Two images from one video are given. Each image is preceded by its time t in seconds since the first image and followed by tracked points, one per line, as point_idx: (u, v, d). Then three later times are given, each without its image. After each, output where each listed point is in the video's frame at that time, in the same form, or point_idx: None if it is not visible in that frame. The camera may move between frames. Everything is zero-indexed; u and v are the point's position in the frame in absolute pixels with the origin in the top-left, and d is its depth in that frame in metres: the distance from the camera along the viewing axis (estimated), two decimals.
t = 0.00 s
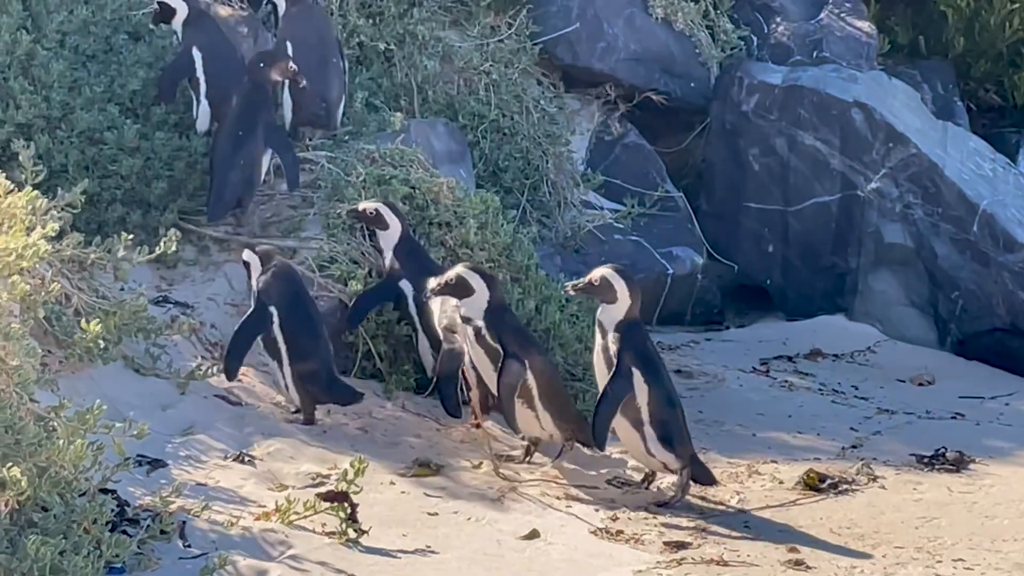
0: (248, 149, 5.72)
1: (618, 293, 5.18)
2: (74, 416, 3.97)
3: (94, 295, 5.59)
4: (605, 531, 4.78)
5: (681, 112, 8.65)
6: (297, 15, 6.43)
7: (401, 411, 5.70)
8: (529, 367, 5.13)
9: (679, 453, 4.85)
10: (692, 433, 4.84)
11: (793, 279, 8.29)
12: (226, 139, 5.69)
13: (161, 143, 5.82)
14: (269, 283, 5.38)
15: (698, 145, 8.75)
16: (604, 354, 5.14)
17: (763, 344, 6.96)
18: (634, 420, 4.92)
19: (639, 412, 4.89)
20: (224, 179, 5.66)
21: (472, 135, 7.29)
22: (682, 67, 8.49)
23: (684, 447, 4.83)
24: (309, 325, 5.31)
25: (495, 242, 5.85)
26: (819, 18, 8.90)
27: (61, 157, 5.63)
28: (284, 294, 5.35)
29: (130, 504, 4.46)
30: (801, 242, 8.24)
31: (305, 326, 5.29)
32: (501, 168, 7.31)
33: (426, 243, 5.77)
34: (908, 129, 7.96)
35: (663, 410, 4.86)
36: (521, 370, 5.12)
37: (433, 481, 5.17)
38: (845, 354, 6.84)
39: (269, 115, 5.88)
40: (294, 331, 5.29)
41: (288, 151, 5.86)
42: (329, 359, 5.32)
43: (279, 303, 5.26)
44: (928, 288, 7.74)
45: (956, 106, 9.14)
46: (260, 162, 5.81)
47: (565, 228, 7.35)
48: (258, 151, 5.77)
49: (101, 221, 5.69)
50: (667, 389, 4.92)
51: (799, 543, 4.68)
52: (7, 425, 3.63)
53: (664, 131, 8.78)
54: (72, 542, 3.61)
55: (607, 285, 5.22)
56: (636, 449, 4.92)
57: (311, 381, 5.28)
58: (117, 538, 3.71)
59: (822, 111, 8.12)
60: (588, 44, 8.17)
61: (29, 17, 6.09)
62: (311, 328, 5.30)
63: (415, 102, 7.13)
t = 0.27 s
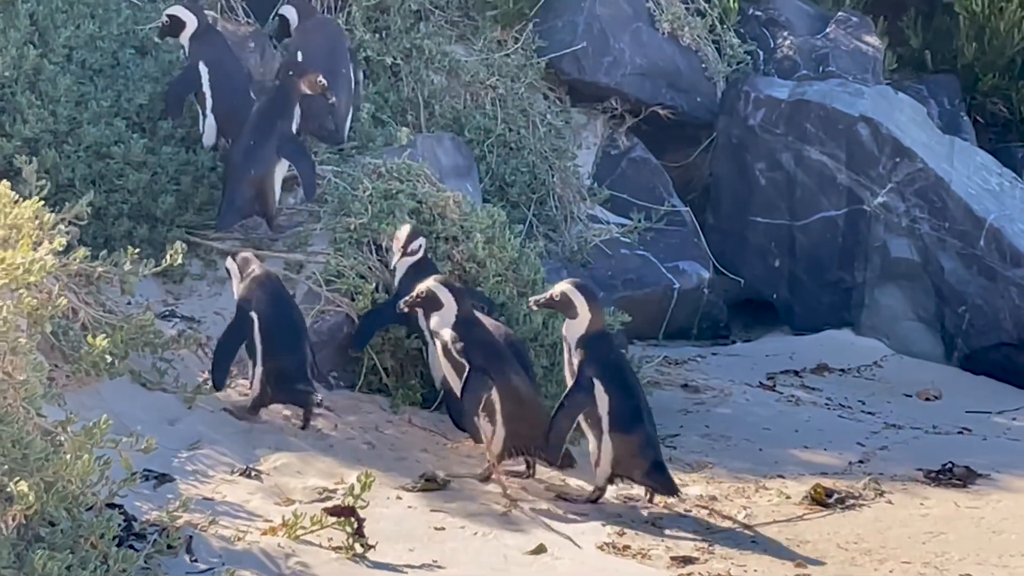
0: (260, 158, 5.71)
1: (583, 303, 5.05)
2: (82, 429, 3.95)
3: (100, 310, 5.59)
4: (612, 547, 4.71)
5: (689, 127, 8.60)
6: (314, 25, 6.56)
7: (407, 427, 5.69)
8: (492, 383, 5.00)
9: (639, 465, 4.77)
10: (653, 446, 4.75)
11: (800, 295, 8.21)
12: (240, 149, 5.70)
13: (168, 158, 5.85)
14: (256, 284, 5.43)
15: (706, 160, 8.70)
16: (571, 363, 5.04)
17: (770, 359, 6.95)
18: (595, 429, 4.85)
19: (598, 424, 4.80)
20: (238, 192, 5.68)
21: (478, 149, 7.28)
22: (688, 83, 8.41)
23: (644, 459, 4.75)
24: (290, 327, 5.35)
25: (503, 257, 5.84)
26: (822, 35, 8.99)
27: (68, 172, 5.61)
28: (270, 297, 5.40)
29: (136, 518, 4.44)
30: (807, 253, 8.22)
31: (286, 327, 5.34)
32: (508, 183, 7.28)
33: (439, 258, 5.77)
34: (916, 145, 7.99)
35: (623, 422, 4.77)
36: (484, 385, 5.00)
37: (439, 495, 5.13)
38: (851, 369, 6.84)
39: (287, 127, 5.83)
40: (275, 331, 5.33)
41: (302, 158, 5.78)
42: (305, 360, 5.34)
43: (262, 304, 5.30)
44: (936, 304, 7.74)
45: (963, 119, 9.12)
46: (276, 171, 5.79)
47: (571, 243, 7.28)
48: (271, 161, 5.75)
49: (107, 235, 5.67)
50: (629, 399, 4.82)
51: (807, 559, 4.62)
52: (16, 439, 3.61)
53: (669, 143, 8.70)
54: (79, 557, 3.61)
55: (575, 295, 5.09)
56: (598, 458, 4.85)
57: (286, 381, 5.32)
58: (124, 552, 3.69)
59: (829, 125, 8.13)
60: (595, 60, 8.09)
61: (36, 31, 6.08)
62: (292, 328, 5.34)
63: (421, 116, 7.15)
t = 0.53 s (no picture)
0: (273, 169, 5.72)
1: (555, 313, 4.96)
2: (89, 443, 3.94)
3: (108, 323, 5.60)
4: (618, 560, 4.65)
5: (696, 141, 8.65)
6: (293, 43, 6.49)
7: (414, 440, 5.67)
8: (466, 392, 4.87)
9: (627, 472, 4.70)
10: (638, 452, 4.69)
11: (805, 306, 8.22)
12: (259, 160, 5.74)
13: (176, 171, 5.87)
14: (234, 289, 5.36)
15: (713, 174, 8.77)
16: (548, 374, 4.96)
17: (776, 372, 6.96)
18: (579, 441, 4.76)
19: (582, 434, 4.72)
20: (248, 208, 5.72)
21: (485, 163, 7.29)
22: (694, 97, 8.50)
23: (631, 466, 4.68)
24: (268, 332, 5.27)
25: (510, 269, 5.86)
26: (830, 49, 8.95)
27: (76, 186, 5.62)
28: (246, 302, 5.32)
29: (143, 531, 4.43)
30: (815, 263, 8.20)
31: (263, 332, 5.26)
32: (515, 197, 7.28)
33: (454, 270, 5.77)
34: (922, 158, 7.95)
35: (607, 430, 4.69)
36: (458, 394, 4.86)
37: (446, 508, 5.10)
38: (857, 383, 6.83)
39: (304, 139, 5.84)
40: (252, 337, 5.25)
41: (315, 168, 5.76)
42: (283, 366, 5.26)
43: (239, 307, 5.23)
44: (942, 317, 7.73)
45: (970, 133, 9.10)
46: (291, 183, 5.77)
47: (578, 256, 7.34)
48: (285, 172, 5.73)
49: (115, 248, 5.68)
50: (611, 407, 4.74)
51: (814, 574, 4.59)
52: (24, 452, 3.62)
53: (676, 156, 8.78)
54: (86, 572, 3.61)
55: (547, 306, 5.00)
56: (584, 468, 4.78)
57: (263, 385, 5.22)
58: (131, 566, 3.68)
59: (836, 139, 8.11)
60: (603, 73, 8.18)
61: (44, 45, 6.12)
62: (269, 333, 5.26)
63: (429, 130, 7.17)
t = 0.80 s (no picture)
0: (283, 179, 5.76)
1: (553, 320, 4.97)
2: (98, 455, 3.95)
3: (119, 335, 5.62)
4: (628, 570, 4.60)
5: (704, 153, 8.68)
6: (291, 59, 6.60)
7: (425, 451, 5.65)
8: (437, 396, 4.95)
9: (623, 477, 4.70)
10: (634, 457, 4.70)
11: (814, 317, 8.19)
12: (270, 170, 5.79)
13: (186, 183, 5.88)
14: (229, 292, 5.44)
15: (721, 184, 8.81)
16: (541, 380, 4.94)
17: (785, 383, 6.97)
18: (575, 445, 4.75)
19: (578, 439, 4.71)
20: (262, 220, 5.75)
21: (494, 174, 7.30)
22: (703, 108, 8.54)
23: (629, 471, 4.68)
24: (259, 334, 5.34)
25: (519, 280, 5.87)
26: (839, 58, 8.94)
27: (86, 197, 5.62)
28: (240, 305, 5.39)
29: (153, 542, 4.43)
30: (823, 272, 8.19)
31: (254, 334, 5.33)
32: (524, 208, 7.29)
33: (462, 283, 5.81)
34: (931, 170, 7.95)
35: (603, 435, 4.70)
36: (430, 398, 4.95)
37: (456, 520, 5.07)
38: (867, 394, 6.83)
39: (314, 150, 5.90)
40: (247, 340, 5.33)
41: (327, 179, 5.81)
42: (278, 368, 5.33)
43: (227, 309, 5.32)
44: (952, 328, 7.70)
45: (979, 144, 9.09)
46: (302, 194, 5.81)
47: (586, 267, 7.34)
48: (296, 182, 5.76)
49: (125, 260, 5.68)
50: (606, 412, 4.75)
51: None
52: (34, 463, 3.64)
53: (684, 167, 8.81)
54: None
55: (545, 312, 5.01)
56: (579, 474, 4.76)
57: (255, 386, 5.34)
58: None
59: (844, 151, 8.12)
60: (611, 85, 8.28)
61: (54, 56, 6.13)
62: (261, 335, 5.33)
63: (438, 142, 7.18)
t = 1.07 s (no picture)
0: (294, 180, 5.82)
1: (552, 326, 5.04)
2: (109, 466, 3.96)
3: (128, 346, 5.62)
4: None
5: (712, 164, 8.70)
6: (308, 69, 6.72)
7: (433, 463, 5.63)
8: (389, 399, 4.98)
9: (612, 486, 4.75)
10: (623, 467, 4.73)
11: (822, 327, 8.17)
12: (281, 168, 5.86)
13: (195, 195, 5.89)
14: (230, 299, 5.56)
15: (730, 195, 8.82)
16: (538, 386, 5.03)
17: (794, 395, 6.96)
18: (565, 452, 4.83)
19: (568, 446, 4.79)
20: (281, 215, 5.77)
21: (503, 186, 7.29)
22: (712, 119, 8.56)
23: (617, 480, 4.73)
24: (254, 336, 5.42)
25: (528, 291, 5.87)
26: (847, 70, 8.98)
27: (95, 209, 5.61)
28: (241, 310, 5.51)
29: (163, 553, 4.42)
30: (832, 282, 8.18)
31: (248, 335, 5.41)
32: (533, 220, 7.26)
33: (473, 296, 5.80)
34: (940, 181, 7.98)
35: (592, 444, 4.75)
36: (382, 401, 4.97)
37: (463, 531, 4.99)
38: (876, 405, 6.83)
39: (323, 151, 6.00)
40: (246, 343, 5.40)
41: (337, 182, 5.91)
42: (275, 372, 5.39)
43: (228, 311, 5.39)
44: (960, 339, 7.72)
45: (987, 155, 9.09)
46: (312, 195, 5.87)
47: (595, 278, 7.35)
48: (307, 182, 5.84)
49: (134, 272, 5.66)
50: (597, 421, 4.80)
51: None
52: (44, 475, 3.76)
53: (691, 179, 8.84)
54: None
55: (546, 320, 5.09)
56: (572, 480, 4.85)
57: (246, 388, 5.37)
58: None
59: (853, 162, 8.13)
60: (619, 96, 8.29)
61: (64, 69, 6.15)
62: (258, 338, 5.42)
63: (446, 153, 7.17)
